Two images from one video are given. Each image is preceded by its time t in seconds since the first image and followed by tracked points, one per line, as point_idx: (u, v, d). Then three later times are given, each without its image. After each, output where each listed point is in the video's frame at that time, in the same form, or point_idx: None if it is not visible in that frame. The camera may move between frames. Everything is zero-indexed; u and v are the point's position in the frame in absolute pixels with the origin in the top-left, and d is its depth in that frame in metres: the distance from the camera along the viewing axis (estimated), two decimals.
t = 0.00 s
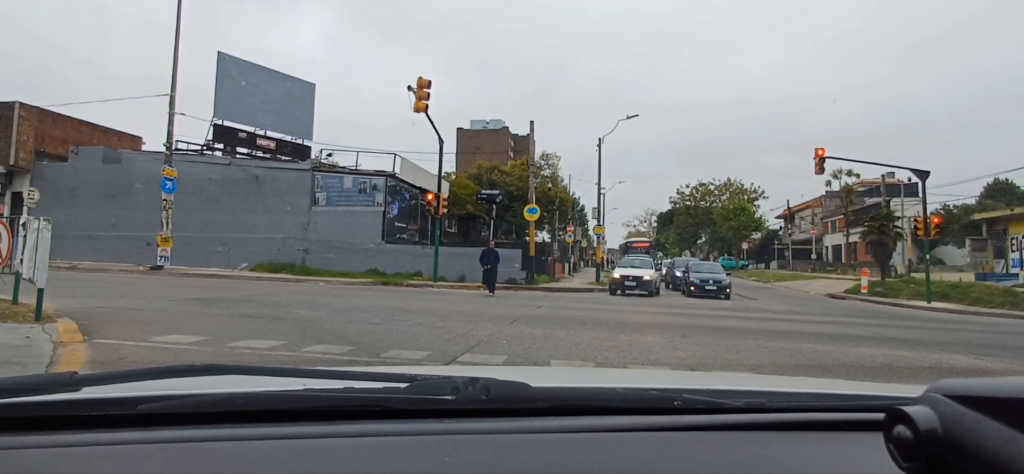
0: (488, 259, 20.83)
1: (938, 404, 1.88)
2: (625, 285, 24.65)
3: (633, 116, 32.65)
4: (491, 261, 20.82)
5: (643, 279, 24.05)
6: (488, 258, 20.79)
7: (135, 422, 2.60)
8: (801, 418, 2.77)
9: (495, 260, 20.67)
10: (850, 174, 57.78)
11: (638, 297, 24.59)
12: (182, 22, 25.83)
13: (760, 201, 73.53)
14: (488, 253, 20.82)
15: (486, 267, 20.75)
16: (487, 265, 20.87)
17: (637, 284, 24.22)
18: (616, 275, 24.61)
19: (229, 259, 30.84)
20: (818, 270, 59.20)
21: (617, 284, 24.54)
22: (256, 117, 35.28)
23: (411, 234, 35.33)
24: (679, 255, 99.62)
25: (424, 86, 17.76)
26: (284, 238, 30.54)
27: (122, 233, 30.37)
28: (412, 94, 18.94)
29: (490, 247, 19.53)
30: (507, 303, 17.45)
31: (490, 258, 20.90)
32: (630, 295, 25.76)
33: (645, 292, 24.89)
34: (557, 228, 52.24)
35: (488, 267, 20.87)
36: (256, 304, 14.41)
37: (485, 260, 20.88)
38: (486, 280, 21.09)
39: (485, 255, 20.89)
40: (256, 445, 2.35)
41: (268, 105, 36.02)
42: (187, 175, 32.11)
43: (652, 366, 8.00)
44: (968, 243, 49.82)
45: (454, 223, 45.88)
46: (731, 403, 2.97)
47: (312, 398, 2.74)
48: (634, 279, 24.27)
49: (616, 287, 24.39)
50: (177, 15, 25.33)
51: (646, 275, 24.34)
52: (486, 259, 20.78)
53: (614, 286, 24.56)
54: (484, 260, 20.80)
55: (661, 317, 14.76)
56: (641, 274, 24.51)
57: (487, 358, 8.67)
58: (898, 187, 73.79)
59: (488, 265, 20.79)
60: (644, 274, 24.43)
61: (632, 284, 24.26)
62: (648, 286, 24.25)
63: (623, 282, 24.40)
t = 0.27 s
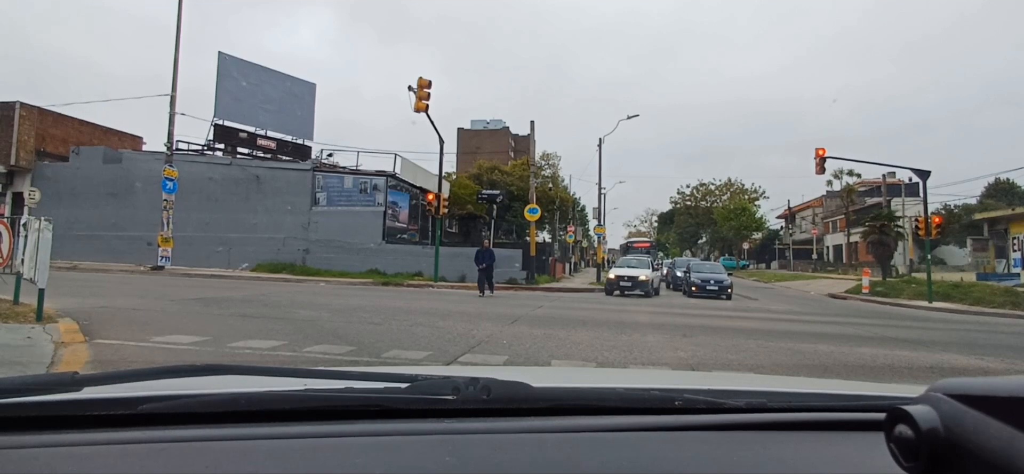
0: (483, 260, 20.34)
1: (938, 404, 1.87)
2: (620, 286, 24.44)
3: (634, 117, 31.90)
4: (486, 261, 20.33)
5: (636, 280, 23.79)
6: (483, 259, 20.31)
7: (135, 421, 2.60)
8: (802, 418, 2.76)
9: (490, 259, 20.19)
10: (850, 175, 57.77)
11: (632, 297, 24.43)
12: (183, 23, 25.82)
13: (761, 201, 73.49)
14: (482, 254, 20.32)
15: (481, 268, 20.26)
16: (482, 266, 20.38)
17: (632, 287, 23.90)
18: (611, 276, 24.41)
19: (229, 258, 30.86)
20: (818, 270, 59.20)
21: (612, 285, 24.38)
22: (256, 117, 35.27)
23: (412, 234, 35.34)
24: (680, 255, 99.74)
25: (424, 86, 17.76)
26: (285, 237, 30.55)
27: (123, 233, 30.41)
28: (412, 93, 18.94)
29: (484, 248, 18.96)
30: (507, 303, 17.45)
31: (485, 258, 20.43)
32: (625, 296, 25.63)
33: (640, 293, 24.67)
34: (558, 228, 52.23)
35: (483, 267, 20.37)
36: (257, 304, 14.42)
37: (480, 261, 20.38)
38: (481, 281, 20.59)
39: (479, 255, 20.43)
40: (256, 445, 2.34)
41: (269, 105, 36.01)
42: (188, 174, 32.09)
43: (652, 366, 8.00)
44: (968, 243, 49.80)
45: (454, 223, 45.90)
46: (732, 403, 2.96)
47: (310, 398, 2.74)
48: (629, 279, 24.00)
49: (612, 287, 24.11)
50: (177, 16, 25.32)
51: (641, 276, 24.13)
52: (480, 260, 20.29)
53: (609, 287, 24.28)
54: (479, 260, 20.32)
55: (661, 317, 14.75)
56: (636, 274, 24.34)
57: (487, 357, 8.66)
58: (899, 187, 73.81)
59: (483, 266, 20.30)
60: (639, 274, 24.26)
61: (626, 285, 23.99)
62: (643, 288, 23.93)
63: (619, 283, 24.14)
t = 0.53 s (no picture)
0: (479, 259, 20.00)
1: (939, 403, 1.88)
2: (613, 286, 24.19)
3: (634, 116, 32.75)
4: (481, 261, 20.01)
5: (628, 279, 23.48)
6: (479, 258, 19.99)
7: (135, 422, 2.60)
8: (800, 419, 2.77)
9: (487, 258, 19.77)
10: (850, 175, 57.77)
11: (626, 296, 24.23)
12: (183, 22, 25.79)
13: (761, 201, 73.53)
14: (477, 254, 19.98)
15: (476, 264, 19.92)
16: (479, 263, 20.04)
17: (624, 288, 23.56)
18: (605, 274, 24.07)
19: (229, 258, 30.84)
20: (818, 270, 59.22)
21: (606, 284, 24.07)
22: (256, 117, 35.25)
23: (412, 234, 35.35)
24: (680, 255, 99.78)
25: (424, 85, 17.77)
26: (284, 237, 30.49)
27: (123, 233, 30.41)
28: (412, 93, 18.95)
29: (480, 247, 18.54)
30: (507, 303, 17.45)
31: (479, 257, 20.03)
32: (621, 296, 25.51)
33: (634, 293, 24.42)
34: (558, 228, 52.24)
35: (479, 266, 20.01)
36: (256, 304, 14.41)
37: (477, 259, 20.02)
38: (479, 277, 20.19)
39: (477, 252, 20.04)
40: (255, 445, 2.34)
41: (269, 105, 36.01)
42: (187, 174, 32.09)
43: (652, 365, 8.00)
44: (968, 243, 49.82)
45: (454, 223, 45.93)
46: (731, 403, 2.96)
47: (309, 398, 2.74)
48: (622, 279, 23.71)
49: (604, 287, 23.80)
50: (177, 15, 25.31)
51: (634, 275, 23.92)
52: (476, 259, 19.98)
53: (601, 287, 23.97)
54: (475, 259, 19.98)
55: (661, 317, 14.75)
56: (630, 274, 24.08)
57: (487, 357, 8.67)
58: (898, 187, 73.83)
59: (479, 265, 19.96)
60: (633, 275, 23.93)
61: (619, 286, 23.69)
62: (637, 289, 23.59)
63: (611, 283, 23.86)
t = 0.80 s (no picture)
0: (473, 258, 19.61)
1: (939, 403, 1.88)
2: (604, 286, 23.87)
3: (634, 115, 33.58)
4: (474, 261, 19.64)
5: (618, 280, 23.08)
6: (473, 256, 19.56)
7: (135, 422, 2.60)
8: (800, 419, 2.77)
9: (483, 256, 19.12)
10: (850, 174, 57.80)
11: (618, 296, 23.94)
12: (182, 23, 25.78)
13: (760, 201, 73.56)
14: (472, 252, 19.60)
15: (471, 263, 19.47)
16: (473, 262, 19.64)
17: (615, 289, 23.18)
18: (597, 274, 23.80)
19: (229, 258, 30.72)
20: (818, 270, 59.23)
21: (597, 284, 23.78)
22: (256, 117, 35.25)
23: (411, 234, 35.37)
24: (680, 255, 99.82)
25: (424, 86, 17.77)
26: (284, 237, 30.46)
27: (123, 233, 30.42)
28: (412, 93, 18.95)
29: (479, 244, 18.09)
30: (508, 303, 17.43)
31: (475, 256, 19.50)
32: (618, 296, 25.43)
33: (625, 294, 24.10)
34: (558, 228, 52.27)
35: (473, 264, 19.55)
36: (256, 304, 14.43)
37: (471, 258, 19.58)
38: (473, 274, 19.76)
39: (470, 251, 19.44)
40: (254, 446, 2.34)
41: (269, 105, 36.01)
42: (187, 174, 32.10)
43: (652, 365, 8.01)
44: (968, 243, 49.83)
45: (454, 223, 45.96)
46: (732, 403, 2.96)
47: (310, 399, 2.74)
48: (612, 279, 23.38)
49: (595, 288, 23.47)
50: (177, 16, 25.30)
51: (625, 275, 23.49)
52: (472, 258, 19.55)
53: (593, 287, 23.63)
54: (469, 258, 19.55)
55: (661, 317, 14.76)
56: (622, 273, 23.68)
57: (487, 358, 8.67)
58: (898, 187, 73.85)
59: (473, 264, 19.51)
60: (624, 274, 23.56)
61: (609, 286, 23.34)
62: (628, 290, 23.19)
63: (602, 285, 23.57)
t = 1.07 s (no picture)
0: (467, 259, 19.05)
1: (939, 403, 1.87)
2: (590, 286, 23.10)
3: (635, 114, 33.83)
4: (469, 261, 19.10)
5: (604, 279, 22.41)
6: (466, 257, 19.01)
7: (134, 422, 2.60)
8: (800, 418, 2.77)
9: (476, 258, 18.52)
10: (850, 174, 57.79)
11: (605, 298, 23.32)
12: (183, 23, 25.76)
13: (761, 201, 73.55)
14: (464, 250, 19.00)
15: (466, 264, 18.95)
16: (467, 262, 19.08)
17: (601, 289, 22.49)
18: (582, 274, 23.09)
19: (229, 258, 30.81)
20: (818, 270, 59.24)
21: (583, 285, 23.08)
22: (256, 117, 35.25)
23: (412, 234, 35.37)
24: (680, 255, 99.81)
25: (424, 85, 17.77)
26: (284, 237, 30.49)
27: (123, 233, 30.41)
28: (412, 92, 18.94)
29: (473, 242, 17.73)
30: (507, 303, 17.42)
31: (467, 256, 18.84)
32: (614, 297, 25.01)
33: (612, 295, 23.44)
34: (558, 228, 52.29)
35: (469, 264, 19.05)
36: (256, 304, 14.41)
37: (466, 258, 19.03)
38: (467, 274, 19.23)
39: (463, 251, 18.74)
40: (254, 446, 2.34)
41: (269, 105, 36.00)
42: (187, 174, 32.09)
43: (652, 365, 8.01)
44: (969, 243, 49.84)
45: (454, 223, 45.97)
46: (731, 403, 2.96)
47: (309, 398, 2.74)
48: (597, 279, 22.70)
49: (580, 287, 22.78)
50: (177, 16, 25.27)
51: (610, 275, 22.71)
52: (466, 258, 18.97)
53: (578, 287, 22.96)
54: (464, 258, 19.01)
55: (661, 317, 14.74)
56: (607, 272, 22.92)
57: (487, 357, 8.66)
58: (898, 187, 73.85)
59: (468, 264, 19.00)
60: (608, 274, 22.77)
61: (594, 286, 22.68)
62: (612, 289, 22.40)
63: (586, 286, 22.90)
